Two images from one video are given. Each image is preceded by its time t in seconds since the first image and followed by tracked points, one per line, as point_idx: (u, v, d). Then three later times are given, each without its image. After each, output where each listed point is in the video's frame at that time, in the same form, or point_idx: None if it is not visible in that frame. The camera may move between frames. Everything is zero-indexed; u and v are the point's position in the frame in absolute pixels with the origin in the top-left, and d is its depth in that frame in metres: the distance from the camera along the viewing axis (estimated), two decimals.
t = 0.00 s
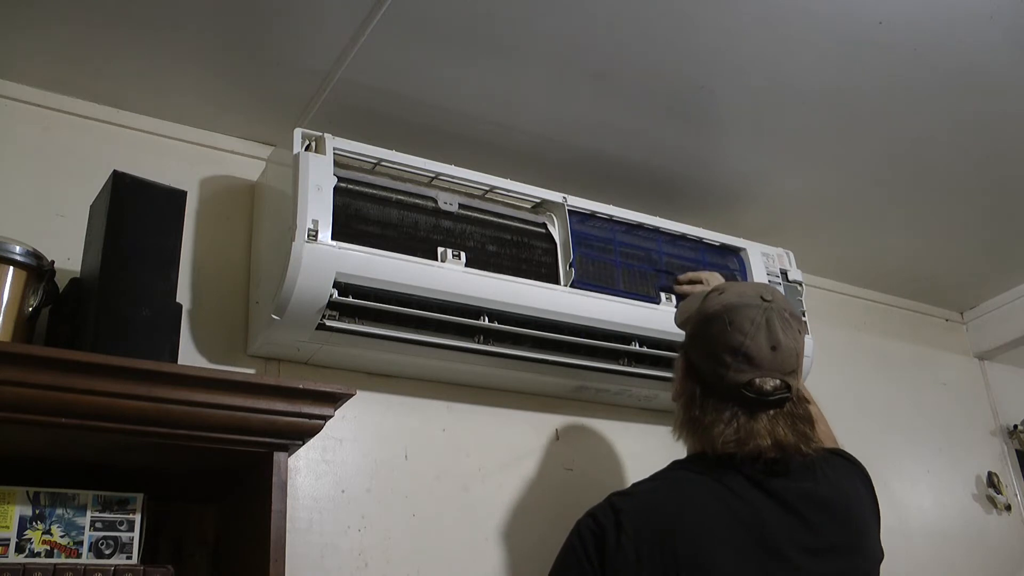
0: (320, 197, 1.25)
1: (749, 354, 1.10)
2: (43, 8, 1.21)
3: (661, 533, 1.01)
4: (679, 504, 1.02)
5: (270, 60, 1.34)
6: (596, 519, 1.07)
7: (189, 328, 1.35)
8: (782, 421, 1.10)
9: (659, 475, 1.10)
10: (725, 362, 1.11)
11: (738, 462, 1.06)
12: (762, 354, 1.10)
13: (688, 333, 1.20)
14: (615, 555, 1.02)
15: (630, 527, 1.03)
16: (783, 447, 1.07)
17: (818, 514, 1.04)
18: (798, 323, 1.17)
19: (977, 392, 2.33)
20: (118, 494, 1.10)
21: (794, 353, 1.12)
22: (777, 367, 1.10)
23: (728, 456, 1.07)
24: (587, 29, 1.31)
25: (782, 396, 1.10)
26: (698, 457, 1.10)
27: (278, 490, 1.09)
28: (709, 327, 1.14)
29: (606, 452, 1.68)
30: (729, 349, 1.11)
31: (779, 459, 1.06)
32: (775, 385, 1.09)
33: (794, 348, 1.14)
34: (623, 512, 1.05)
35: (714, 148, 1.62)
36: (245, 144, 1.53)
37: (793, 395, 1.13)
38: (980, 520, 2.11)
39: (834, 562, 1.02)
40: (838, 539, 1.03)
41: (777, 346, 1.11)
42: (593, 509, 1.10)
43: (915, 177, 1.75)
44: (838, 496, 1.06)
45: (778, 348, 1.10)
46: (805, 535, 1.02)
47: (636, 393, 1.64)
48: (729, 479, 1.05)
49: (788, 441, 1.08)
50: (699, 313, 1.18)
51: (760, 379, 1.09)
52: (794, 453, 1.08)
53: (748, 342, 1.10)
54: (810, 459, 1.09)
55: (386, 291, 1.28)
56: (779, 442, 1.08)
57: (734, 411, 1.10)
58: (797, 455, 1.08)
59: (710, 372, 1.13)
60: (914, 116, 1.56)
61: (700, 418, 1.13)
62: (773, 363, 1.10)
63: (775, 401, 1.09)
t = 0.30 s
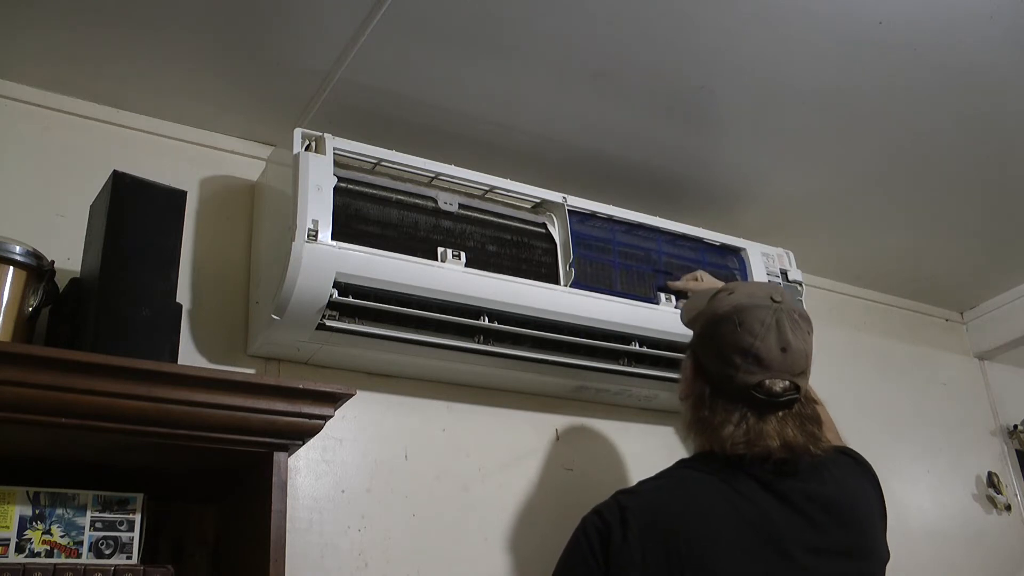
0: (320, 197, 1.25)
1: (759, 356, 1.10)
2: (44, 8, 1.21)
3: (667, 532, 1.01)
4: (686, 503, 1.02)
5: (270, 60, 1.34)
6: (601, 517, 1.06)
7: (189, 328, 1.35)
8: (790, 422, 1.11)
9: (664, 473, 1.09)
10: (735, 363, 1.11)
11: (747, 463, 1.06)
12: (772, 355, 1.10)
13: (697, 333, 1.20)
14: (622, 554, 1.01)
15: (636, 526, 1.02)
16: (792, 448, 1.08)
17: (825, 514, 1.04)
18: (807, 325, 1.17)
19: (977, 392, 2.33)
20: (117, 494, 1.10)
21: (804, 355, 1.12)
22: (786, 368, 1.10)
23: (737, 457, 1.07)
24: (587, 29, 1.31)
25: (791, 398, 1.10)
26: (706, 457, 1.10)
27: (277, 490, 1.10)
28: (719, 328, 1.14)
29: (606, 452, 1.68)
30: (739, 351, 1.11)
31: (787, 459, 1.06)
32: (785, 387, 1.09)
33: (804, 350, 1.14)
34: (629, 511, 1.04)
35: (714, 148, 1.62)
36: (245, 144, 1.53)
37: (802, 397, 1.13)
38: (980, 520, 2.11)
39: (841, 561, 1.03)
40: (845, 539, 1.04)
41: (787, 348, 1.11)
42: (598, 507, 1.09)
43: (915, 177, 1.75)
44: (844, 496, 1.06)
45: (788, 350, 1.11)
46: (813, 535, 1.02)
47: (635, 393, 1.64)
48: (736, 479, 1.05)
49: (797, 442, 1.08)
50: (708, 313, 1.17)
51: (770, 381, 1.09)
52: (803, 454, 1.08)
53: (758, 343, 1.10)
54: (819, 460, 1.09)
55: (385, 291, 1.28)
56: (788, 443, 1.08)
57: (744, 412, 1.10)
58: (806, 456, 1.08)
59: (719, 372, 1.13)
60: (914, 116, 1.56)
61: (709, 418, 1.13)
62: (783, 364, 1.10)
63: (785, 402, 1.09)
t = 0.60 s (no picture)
0: (320, 197, 1.25)
1: (763, 355, 1.10)
2: (44, 8, 1.21)
3: (671, 532, 1.00)
4: (691, 503, 1.01)
5: (270, 60, 1.34)
6: (605, 518, 1.06)
7: (189, 328, 1.35)
8: (794, 420, 1.11)
9: (667, 474, 1.08)
10: (738, 362, 1.11)
11: (752, 462, 1.06)
12: (776, 354, 1.10)
13: (699, 332, 1.19)
14: (626, 554, 1.01)
15: (640, 526, 1.01)
16: (796, 446, 1.08)
17: (829, 512, 1.04)
18: (810, 322, 1.17)
19: (977, 392, 2.33)
20: (117, 494, 1.10)
21: (807, 353, 1.12)
22: (790, 367, 1.10)
23: (742, 457, 1.07)
24: (587, 29, 1.31)
25: (795, 396, 1.10)
26: (710, 457, 1.10)
27: (277, 490, 1.10)
28: (722, 327, 1.14)
29: (606, 452, 1.68)
30: (743, 350, 1.11)
31: (791, 458, 1.07)
32: (789, 385, 1.10)
33: (807, 348, 1.14)
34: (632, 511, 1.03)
35: (714, 147, 1.62)
36: (245, 144, 1.53)
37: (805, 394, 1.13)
38: (980, 520, 2.11)
39: (845, 560, 1.03)
40: (849, 537, 1.04)
41: (790, 346, 1.11)
42: (601, 508, 1.08)
43: (915, 176, 1.75)
44: (847, 494, 1.07)
45: (792, 349, 1.11)
46: (818, 534, 1.02)
47: (635, 393, 1.64)
48: (741, 479, 1.05)
49: (802, 441, 1.09)
50: (710, 312, 1.17)
51: (775, 380, 1.09)
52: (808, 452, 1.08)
53: (762, 342, 1.10)
54: (823, 458, 1.10)
55: (384, 291, 1.28)
56: (793, 442, 1.08)
57: (748, 411, 1.10)
58: (810, 454, 1.08)
59: (723, 372, 1.12)
60: (913, 116, 1.56)
61: (713, 418, 1.13)
62: (786, 363, 1.10)
63: (789, 401, 1.10)
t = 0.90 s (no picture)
0: (320, 197, 1.25)
1: (765, 352, 1.11)
2: (44, 8, 1.21)
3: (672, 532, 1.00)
4: (692, 502, 1.01)
5: (270, 60, 1.34)
6: (606, 517, 1.05)
7: (189, 328, 1.35)
8: (795, 418, 1.11)
9: (668, 474, 1.08)
10: (739, 360, 1.12)
11: (754, 460, 1.06)
12: (777, 352, 1.11)
13: (700, 331, 1.20)
14: (627, 554, 1.01)
15: (641, 526, 1.01)
16: (797, 443, 1.08)
17: (830, 512, 1.04)
18: (810, 321, 1.19)
19: (977, 392, 2.33)
20: (117, 494, 1.10)
21: (808, 351, 1.13)
22: (791, 365, 1.11)
23: (744, 455, 1.07)
24: (587, 29, 1.31)
25: (796, 394, 1.10)
26: (711, 455, 1.10)
27: (277, 490, 1.09)
28: (724, 326, 1.15)
29: (606, 452, 1.68)
30: (744, 348, 1.12)
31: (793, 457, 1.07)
32: (790, 383, 1.10)
33: (808, 347, 1.15)
34: (633, 511, 1.03)
35: (714, 147, 1.62)
36: (245, 144, 1.53)
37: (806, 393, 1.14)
38: (980, 520, 2.11)
39: (847, 560, 1.03)
40: (850, 537, 1.04)
41: (791, 344, 1.12)
42: (602, 508, 1.08)
43: (915, 176, 1.75)
44: (848, 494, 1.07)
45: (793, 346, 1.12)
46: (820, 534, 1.02)
47: (635, 393, 1.64)
48: (743, 479, 1.05)
49: (803, 439, 1.09)
50: (711, 311, 1.19)
51: (776, 377, 1.10)
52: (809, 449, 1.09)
53: (763, 339, 1.11)
54: (825, 456, 1.10)
55: (385, 291, 1.28)
56: (794, 440, 1.08)
57: (749, 407, 1.10)
58: (811, 451, 1.09)
59: (724, 370, 1.13)
60: (913, 116, 1.56)
61: (714, 416, 1.13)
62: (787, 361, 1.11)
63: (790, 398, 1.10)
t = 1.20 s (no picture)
0: (320, 197, 1.25)
1: (766, 351, 1.10)
2: (44, 8, 1.21)
3: (672, 531, 1.00)
4: (693, 502, 1.01)
5: (270, 60, 1.34)
6: (605, 517, 1.05)
7: (189, 328, 1.35)
8: (796, 417, 1.11)
9: (668, 473, 1.08)
10: (740, 358, 1.12)
11: (755, 460, 1.06)
12: (778, 350, 1.11)
13: (700, 329, 1.20)
14: (627, 554, 1.00)
15: (641, 526, 1.01)
16: (798, 443, 1.08)
17: (831, 512, 1.05)
18: (811, 319, 1.19)
19: (977, 392, 2.33)
20: (117, 494, 1.11)
21: (808, 349, 1.14)
22: (792, 363, 1.11)
23: (745, 454, 1.07)
24: (588, 29, 1.31)
25: (797, 392, 1.10)
26: (712, 455, 1.10)
27: (277, 491, 1.10)
28: (725, 323, 1.15)
29: (605, 452, 1.68)
30: (746, 346, 1.12)
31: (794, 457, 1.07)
32: (791, 381, 1.10)
33: (809, 345, 1.15)
34: (633, 511, 1.03)
35: (714, 147, 1.62)
36: (245, 144, 1.53)
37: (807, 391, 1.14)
38: (980, 520, 2.11)
39: (847, 559, 1.04)
40: (851, 536, 1.05)
41: (792, 342, 1.12)
42: (601, 507, 1.08)
43: (915, 176, 1.75)
44: (849, 493, 1.07)
45: (794, 344, 1.12)
46: (820, 533, 1.03)
47: (635, 393, 1.64)
48: (744, 479, 1.05)
49: (804, 438, 1.09)
50: (712, 309, 1.18)
51: (778, 376, 1.09)
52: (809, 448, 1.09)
53: (764, 338, 1.11)
54: (826, 455, 1.10)
55: (385, 291, 1.28)
56: (795, 440, 1.09)
57: (749, 406, 1.10)
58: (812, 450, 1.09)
59: (725, 368, 1.13)
60: (913, 116, 1.56)
61: (715, 415, 1.13)
62: (788, 359, 1.11)
63: (791, 397, 1.10)
